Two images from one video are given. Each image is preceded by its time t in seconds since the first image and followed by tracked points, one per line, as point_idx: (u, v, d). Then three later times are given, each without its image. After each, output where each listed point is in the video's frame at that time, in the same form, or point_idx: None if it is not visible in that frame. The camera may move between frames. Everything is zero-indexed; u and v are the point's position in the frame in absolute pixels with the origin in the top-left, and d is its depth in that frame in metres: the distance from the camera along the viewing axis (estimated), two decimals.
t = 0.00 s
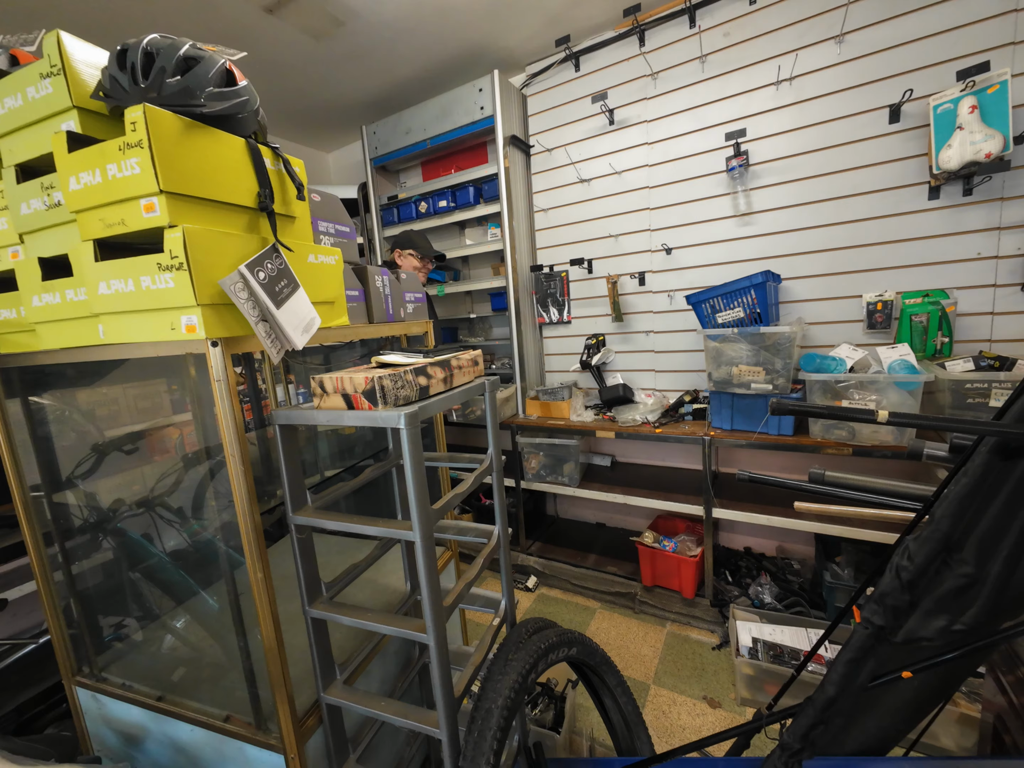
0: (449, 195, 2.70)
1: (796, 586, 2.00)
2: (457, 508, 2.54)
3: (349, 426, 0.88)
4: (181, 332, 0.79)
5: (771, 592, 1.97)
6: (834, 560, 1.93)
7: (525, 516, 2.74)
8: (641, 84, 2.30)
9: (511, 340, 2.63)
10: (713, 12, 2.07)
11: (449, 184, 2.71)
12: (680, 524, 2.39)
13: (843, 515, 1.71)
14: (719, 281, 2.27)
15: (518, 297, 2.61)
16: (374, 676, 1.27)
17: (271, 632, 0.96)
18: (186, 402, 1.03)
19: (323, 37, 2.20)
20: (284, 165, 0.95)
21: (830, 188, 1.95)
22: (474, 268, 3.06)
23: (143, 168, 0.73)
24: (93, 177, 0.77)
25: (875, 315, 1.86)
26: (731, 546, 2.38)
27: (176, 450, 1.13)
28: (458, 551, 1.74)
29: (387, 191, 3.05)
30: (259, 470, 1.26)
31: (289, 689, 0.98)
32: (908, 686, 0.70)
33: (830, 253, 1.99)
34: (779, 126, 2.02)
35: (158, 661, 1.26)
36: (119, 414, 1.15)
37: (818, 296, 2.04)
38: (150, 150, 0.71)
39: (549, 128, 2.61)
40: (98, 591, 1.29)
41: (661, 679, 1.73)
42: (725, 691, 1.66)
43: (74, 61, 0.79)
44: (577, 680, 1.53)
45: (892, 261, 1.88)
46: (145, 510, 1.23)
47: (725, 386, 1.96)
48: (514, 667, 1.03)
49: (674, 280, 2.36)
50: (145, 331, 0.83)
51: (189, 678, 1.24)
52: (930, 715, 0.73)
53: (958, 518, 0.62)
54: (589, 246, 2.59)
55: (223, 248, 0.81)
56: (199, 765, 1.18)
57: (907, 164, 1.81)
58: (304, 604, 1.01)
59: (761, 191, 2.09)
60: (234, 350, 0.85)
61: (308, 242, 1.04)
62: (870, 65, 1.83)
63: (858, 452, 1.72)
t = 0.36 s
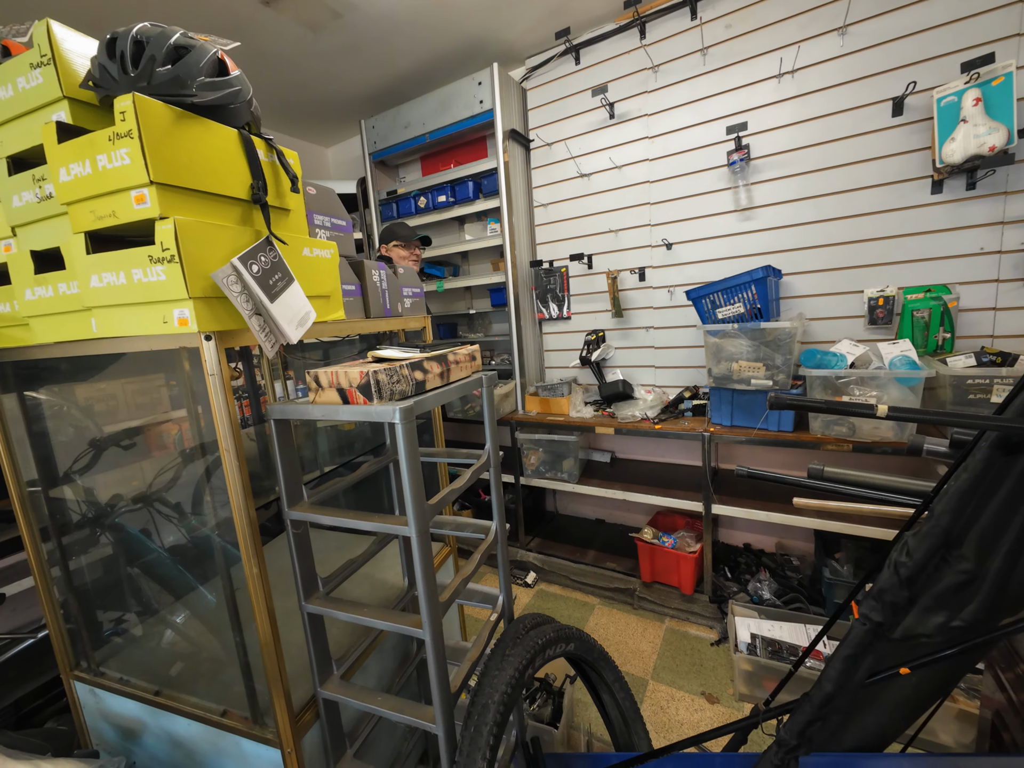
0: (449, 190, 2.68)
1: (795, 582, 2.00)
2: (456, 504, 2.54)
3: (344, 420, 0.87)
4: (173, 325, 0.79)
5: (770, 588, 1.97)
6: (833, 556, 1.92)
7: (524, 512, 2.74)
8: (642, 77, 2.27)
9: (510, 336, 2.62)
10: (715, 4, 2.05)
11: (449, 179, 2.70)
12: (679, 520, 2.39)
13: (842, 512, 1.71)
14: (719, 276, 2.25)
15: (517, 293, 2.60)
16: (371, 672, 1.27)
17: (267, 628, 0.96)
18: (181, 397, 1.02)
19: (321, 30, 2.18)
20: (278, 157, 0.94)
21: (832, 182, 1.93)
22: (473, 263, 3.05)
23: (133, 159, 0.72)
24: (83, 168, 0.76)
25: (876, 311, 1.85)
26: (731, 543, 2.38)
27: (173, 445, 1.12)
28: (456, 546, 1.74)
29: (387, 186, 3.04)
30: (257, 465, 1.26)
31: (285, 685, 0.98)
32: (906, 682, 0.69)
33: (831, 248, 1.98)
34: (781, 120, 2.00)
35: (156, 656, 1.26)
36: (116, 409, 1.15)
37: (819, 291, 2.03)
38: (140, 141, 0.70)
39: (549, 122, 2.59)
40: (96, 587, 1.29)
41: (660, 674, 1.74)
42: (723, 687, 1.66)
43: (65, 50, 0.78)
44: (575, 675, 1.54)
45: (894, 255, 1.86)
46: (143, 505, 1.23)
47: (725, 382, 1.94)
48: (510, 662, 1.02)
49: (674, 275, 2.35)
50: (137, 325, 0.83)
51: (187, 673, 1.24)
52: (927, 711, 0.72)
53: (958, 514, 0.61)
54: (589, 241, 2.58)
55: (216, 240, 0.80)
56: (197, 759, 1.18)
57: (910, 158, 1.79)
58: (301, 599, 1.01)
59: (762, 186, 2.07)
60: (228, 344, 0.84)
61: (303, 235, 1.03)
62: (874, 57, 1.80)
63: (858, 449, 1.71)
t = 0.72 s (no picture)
0: (449, 185, 2.67)
1: (794, 578, 2.00)
2: (456, 500, 2.54)
3: (343, 415, 0.87)
4: (171, 319, 0.78)
5: (769, 584, 1.97)
6: (833, 553, 1.93)
7: (524, 508, 2.74)
8: (644, 71, 2.26)
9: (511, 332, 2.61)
10: None
11: (449, 174, 2.69)
12: (679, 516, 2.39)
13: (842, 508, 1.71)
14: (721, 272, 2.24)
15: (518, 288, 2.59)
16: (371, 666, 1.27)
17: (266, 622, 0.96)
18: (180, 392, 1.02)
19: (320, 23, 2.16)
20: (276, 150, 0.93)
21: (835, 177, 1.92)
22: (473, 258, 3.04)
23: (130, 151, 0.71)
24: (80, 160, 0.76)
25: (876, 307, 1.84)
26: (730, 539, 2.39)
27: (173, 440, 1.12)
28: (456, 542, 1.74)
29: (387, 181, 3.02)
30: (256, 460, 1.26)
31: (285, 678, 0.98)
32: (905, 677, 0.69)
33: (833, 243, 1.97)
34: (784, 114, 1.98)
35: (156, 650, 1.27)
36: (116, 404, 1.14)
37: (820, 288, 2.02)
38: (137, 132, 0.70)
39: (550, 117, 2.57)
40: (97, 581, 1.30)
41: (659, 669, 1.74)
42: (722, 682, 1.66)
43: (62, 41, 0.77)
44: (574, 670, 1.54)
45: (896, 251, 1.85)
46: (144, 499, 1.23)
47: (726, 378, 1.95)
48: (510, 656, 1.02)
49: (675, 271, 2.34)
50: (135, 318, 0.82)
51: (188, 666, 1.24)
52: (927, 707, 0.72)
53: (958, 509, 0.61)
54: (590, 237, 2.56)
55: (213, 233, 0.79)
56: (197, 752, 1.19)
57: (914, 153, 1.78)
58: (300, 593, 1.01)
59: (764, 181, 2.06)
60: (226, 338, 0.84)
61: (302, 229, 1.03)
62: (877, 51, 1.79)
63: (858, 445, 1.70)
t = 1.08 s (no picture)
0: (448, 181, 2.66)
1: (793, 575, 2.00)
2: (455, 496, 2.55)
3: (342, 413, 0.87)
4: (169, 316, 0.78)
5: (767, 581, 1.98)
6: (831, 550, 1.93)
7: (524, 505, 2.75)
8: (644, 67, 2.25)
9: (510, 330, 2.61)
10: None
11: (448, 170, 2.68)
12: (678, 513, 2.40)
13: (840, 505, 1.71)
14: (721, 269, 2.24)
15: (517, 285, 2.58)
16: (370, 661, 1.28)
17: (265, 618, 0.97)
18: (179, 389, 1.02)
19: (319, 18, 2.15)
20: (274, 147, 0.93)
21: (836, 174, 1.91)
22: (473, 255, 3.03)
23: (127, 148, 0.71)
24: (77, 157, 0.76)
25: (876, 304, 1.84)
26: (729, 536, 2.39)
27: (173, 437, 1.12)
28: (455, 538, 1.74)
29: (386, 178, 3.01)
30: (255, 457, 1.27)
31: (284, 673, 0.99)
32: (900, 673, 0.69)
33: (833, 240, 1.96)
34: (785, 111, 1.97)
35: (157, 645, 1.27)
36: (116, 401, 1.15)
37: (820, 285, 2.01)
38: (134, 129, 0.70)
39: (550, 113, 2.56)
40: (98, 577, 1.30)
41: (657, 665, 1.75)
42: (720, 677, 1.67)
43: (58, 37, 0.77)
44: (573, 666, 1.55)
45: (896, 248, 1.85)
46: (144, 496, 1.23)
47: (725, 376, 1.95)
48: (508, 652, 1.03)
49: (675, 268, 2.34)
50: (133, 315, 0.82)
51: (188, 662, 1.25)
52: (923, 703, 0.72)
53: (955, 506, 0.61)
54: (589, 234, 2.56)
55: (211, 230, 0.79)
56: (197, 746, 1.20)
57: (914, 150, 1.77)
58: (299, 590, 1.02)
59: (764, 178, 2.05)
60: (224, 335, 0.84)
61: (300, 226, 1.03)
62: (879, 46, 1.78)
63: (857, 443, 1.71)
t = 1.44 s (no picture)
0: (447, 179, 2.66)
1: (790, 572, 2.01)
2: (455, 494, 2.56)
3: (340, 412, 0.88)
4: (167, 317, 0.79)
5: (765, 578, 1.99)
6: (828, 547, 1.94)
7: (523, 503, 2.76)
8: (643, 64, 2.24)
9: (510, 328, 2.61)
10: None
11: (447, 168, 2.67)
12: (676, 510, 2.41)
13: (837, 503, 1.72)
14: (720, 268, 2.24)
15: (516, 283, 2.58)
16: (369, 658, 1.29)
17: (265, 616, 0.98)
18: (178, 389, 1.03)
19: (317, 15, 2.14)
20: (271, 147, 0.93)
21: (836, 172, 1.91)
22: (472, 253, 3.03)
23: (124, 149, 0.71)
24: (74, 158, 0.76)
25: (875, 302, 1.83)
26: (727, 533, 2.40)
27: (173, 436, 1.13)
28: (454, 536, 1.75)
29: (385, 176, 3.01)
30: (254, 456, 1.27)
31: (284, 670, 1.00)
32: (894, 670, 0.70)
33: (832, 239, 1.96)
34: (784, 108, 1.97)
35: (157, 642, 1.28)
36: (115, 400, 1.15)
37: (819, 283, 2.01)
38: (131, 130, 0.70)
39: (549, 110, 2.56)
40: (99, 575, 1.31)
41: (655, 662, 1.76)
42: (717, 674, 1.68)
43: (55, 37, 0.77)
44: (571, 663, 1.56)
45: (895, 247, 1.84)
46: (144, 495, 1.24)
47: (723, 374, 1.95)
48: (506, 649, 1.04)
49: (673, 266, 2.34)
50: (131, 316, 0.83)
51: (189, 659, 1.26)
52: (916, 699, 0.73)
53: (948, 506, 0.62)
54: (589, 232, 2.56)
55: (209, 231, 0.80)
56: (198, 742, 1.21)
57: (913, 148, 1.77)
58: (298, 588, 1.02)
59: (763, 176, 2.05)
60: (223, 336, 0.85)
61: (298, 226, 1.03)
62: (878, 44, 1.77)
63: (855, 441, 1.71)
